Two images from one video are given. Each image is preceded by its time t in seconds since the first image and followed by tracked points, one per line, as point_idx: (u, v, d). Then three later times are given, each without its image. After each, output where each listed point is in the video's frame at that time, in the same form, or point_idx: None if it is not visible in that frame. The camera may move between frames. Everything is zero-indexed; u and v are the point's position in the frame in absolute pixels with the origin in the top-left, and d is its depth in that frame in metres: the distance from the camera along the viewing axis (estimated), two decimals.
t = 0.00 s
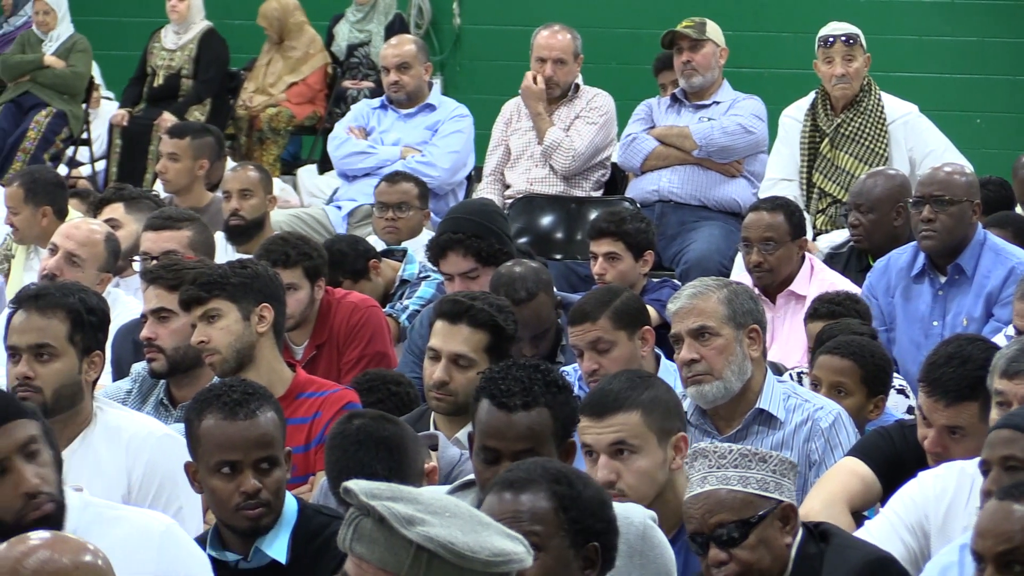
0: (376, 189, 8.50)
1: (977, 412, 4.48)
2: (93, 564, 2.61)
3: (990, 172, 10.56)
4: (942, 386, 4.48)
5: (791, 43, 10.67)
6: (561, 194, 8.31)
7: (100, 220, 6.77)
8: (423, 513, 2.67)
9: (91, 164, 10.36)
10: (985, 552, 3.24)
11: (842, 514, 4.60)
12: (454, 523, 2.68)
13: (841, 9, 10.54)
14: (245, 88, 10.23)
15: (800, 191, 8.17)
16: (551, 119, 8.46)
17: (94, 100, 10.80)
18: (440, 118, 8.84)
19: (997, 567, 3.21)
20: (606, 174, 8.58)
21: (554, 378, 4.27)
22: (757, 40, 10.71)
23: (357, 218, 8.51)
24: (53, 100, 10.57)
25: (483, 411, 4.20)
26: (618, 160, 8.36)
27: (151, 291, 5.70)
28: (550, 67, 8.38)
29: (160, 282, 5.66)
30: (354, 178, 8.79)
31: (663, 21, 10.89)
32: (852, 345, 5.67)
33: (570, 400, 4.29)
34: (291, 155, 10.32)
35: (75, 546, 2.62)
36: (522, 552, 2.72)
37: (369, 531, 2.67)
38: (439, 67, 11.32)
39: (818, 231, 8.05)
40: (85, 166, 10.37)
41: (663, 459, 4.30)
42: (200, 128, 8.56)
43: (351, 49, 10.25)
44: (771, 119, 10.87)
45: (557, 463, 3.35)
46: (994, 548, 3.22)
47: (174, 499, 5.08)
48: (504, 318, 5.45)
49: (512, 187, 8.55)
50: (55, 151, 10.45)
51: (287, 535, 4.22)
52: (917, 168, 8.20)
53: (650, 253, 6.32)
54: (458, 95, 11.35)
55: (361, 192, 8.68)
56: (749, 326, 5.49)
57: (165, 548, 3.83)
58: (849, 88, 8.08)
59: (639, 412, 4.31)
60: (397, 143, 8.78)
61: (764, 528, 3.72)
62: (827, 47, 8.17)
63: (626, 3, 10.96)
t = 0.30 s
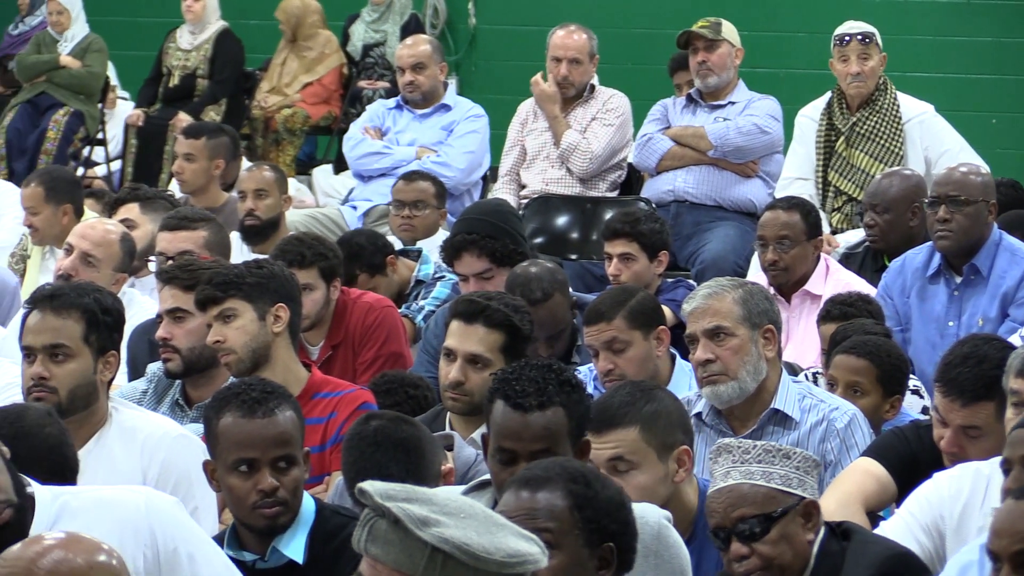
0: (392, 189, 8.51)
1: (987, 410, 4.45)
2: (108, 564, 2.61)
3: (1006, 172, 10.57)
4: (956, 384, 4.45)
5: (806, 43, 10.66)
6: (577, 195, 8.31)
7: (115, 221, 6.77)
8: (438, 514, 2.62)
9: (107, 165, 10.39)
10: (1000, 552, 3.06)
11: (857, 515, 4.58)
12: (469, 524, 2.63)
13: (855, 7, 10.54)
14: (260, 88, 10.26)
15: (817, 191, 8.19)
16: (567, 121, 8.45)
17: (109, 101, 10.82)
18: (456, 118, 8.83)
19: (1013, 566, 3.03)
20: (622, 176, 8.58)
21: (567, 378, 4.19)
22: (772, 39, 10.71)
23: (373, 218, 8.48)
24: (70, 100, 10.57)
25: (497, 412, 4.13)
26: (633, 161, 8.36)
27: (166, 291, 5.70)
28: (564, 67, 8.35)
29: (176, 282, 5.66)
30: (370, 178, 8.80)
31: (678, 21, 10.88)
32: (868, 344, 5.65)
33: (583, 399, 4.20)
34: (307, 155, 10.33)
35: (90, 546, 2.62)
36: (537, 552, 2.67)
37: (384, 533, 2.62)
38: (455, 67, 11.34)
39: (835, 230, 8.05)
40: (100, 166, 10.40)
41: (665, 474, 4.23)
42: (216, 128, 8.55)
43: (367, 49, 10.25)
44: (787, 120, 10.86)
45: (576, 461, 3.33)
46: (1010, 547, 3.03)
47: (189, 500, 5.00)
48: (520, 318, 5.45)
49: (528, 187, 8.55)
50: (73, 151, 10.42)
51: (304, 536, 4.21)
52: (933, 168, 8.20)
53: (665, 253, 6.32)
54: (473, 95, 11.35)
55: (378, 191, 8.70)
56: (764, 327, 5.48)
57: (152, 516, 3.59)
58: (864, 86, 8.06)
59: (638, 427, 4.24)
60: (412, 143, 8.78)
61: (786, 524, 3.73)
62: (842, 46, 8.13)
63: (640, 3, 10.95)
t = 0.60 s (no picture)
0: (408, 189, 8.51)
1: (994, 415, 4.35)
2: (123, 565, 2.77)
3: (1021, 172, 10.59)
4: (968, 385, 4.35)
5: (822, 43, 10.67)
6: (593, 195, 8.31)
7: (131, 221, 6.77)
8: (455, 515, 2.66)
9: (123, 164, 10.42)
10: (1016, 551, 2.98)
11: (874, 514, 4.53)
12: (486, 525, 2.65)
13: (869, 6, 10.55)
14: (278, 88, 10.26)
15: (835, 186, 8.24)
16: (582, 121, 8.46)
17: (126, 101, 10.87)
18: (471, 118, 8.82)
19: None
20: (638, 176, 8.59)
21: (584, 379, 4.11)
22: (786, 40, 10.71)
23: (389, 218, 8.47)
24: (86, 100, 10.62)
25: (513, 413, 4.04)
26: (648, 161, 8.36)
27: (182, 292, 5.70)
28: (581, 68, 8.37)
29: (191, 283, 5.66)
30: (386, 179, 8.80)
31: (692, 22, 10.90)
32: (882, 344, 5.63)
33: (600, 400, 4.12)
34: (323, 155, 10.33)
35: (107, 546, 2.79)
36: (554, 552, 2.70)
37: (401, 533, 2.66)
38: (471, 67, 11.32)
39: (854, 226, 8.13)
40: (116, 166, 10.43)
41: (667, 479, 4.18)
42: (231, 128, 8.56)
43: (384, 49, 10.20)
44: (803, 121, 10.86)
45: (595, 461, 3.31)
46: None
47: (205, 499, 4.99)
48: (535, 318, 5.45)
49: (544, 187, 8.55)
50: (91, 150, 10.46)
51: (314, 535, 4.19)
52: (950, 168, 8.21)
53: (681, 254, 6.32)
54: (490, 95, 11.32)
55: (393, 192, 8.70)
56: (780, 327, 5.46)
57: (151, 516, 3.65)
58: (883, 84, 8.11)
59: (638, 435, 4.19)
60: (428, 143, 8.78)
61: (811, 521, 3.73)
62: (862, 43, 8.17)
63: (655, 3, 10.96)
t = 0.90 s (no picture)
0: (423, 189, 8.51)
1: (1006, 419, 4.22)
2: (138, 565, 2.73)
3: None
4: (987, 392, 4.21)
5: (836, 44, 10.71)
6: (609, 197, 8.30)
7: (147, 221, 6.78)
8: (471, 515, 2.64)
9: (139, 165, 10.46)
10: None
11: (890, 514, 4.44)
12: (502, 525, 2.63)
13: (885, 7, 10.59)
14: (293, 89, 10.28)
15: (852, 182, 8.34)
16: (598, 123, 8.46)
17: (141, 102, 10.90)
18: (487, 119, 8.82)
19: None
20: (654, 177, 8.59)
21: (598, 379, 4.06)
22: (803, 41, 10.73)
23: (403, 218, 8.49)
24: (102, 102, 10.64)
25: (526, 413, 3.98)
26: (664, 161, 8.35)
27: (197, 292, 5.70)
28: (596, 67, 8.38)
29: (206, 283, 5.66)
30: (401, 179, 8.80)
31: (706, 22, 10.93)
32: (890, 347, 5.59)
33: (614, 400, 4.07)
34: (338, 155, 10.37)
35: (122, 546, 2.74)
36: (571, 553, 2.67)
37: (417, 534, 2.64)
38: (486, 68, 11.41)
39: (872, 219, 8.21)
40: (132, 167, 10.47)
41: (678, 478, 4.17)
42: (247, 128, 8.56)
43: (400, 49, 10.26)
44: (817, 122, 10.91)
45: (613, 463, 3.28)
46: None
47: (221, 499, 4.99)
48: (551, 319, 5.44)
49: (558, 188, 8.55)
50: (106, 150, 10.50)
51: (317, 531, 4.19)
52: (972, 168, 8.24)
53: (697, 255, 6.31)
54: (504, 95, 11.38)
55: (409, 192, 8.69)
56: (795, 329, 5.42)
57: (172, 520, 3.62)
58: (907, 81, 8.19)
59: (649, 433, 4.16)
60: (443, 144, 8.78)
61: (831, 523, 3.72)
62: (887, 41, 8.27)
63: (670, 4, 11.01)
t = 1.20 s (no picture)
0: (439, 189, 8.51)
1: (1015, 426, 4.12)
2: (154, 565, 2.68)
3: None
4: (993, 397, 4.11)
5: (855, 44, 10.83)
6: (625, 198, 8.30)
7: (162, 221, 6.78)
8: (487, 516, 2.60)
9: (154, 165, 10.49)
10: None
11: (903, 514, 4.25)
12: (518, 525, 2.60)
13: (900, 11, 10.72)
14: (307, 89, 10.43)
15: (872, 179, 8.47)
16: (616, 125, 8.46)
17: (156, 102, 10.96)
18: (502, 119, 8.82)
19: None
20: (669, 178, 8.58)
21: (609, 377, 4.09)
22: (820, 43, 10.86)
23: (419, 218, 8.49)
24: (118, 103, 10.68)
25: (539, 413, 4.03)
26: (680, 161, 8.34)
27: (213, 292, 5.70)
28: (609, 65, 8.40)
29: (222, 283, 5.67)
30: (416, 180, 8.82)
31: (725, 23, 11.02)
32: (901, 349, 5.52)
33: (626, 398, 4.10)
34: (354, 156, 10.44)
35: (138, 546, 2.69)
36: (586, 554, 2.64)
37: (432, 535, 2.61)
38: (502, 67, 11.54)
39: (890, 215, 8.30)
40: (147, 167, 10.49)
41: (698, 474, 4.16)
42: (262, 128, 8.57)
43: (414, 49, 10.42)
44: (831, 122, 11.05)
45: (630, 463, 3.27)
46: None
47: (236, 500, 5.00)
48: (566, 319, 5.44)
49: (574, 188, 8.55)
50: (122, 151, 10.52)
51: (331, 528, 4.20)
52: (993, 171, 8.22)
53: (712, 255, 6.33)
54: (519, 94, 11.54)
55: (424, 192, 8.70)
56: (812, 328, 5.41)
57: (197, 520, 3.52)
58: (932, 81, 8.24)
59: (670, 427, 4.17)
60: (459, 144, 8.81)
61: (838, 525, 3.63)
62: (913, 41, 8.33)
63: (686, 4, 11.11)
